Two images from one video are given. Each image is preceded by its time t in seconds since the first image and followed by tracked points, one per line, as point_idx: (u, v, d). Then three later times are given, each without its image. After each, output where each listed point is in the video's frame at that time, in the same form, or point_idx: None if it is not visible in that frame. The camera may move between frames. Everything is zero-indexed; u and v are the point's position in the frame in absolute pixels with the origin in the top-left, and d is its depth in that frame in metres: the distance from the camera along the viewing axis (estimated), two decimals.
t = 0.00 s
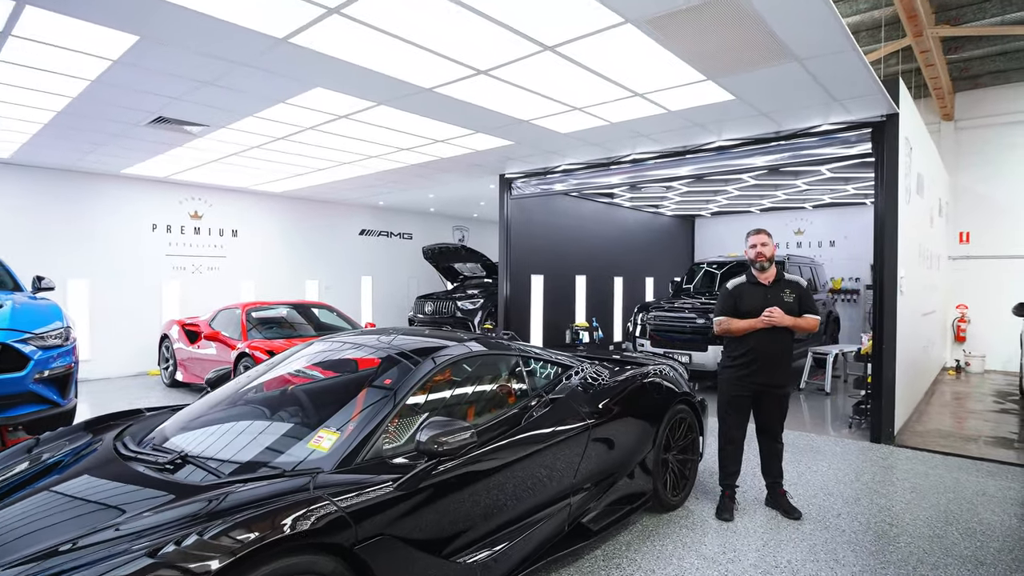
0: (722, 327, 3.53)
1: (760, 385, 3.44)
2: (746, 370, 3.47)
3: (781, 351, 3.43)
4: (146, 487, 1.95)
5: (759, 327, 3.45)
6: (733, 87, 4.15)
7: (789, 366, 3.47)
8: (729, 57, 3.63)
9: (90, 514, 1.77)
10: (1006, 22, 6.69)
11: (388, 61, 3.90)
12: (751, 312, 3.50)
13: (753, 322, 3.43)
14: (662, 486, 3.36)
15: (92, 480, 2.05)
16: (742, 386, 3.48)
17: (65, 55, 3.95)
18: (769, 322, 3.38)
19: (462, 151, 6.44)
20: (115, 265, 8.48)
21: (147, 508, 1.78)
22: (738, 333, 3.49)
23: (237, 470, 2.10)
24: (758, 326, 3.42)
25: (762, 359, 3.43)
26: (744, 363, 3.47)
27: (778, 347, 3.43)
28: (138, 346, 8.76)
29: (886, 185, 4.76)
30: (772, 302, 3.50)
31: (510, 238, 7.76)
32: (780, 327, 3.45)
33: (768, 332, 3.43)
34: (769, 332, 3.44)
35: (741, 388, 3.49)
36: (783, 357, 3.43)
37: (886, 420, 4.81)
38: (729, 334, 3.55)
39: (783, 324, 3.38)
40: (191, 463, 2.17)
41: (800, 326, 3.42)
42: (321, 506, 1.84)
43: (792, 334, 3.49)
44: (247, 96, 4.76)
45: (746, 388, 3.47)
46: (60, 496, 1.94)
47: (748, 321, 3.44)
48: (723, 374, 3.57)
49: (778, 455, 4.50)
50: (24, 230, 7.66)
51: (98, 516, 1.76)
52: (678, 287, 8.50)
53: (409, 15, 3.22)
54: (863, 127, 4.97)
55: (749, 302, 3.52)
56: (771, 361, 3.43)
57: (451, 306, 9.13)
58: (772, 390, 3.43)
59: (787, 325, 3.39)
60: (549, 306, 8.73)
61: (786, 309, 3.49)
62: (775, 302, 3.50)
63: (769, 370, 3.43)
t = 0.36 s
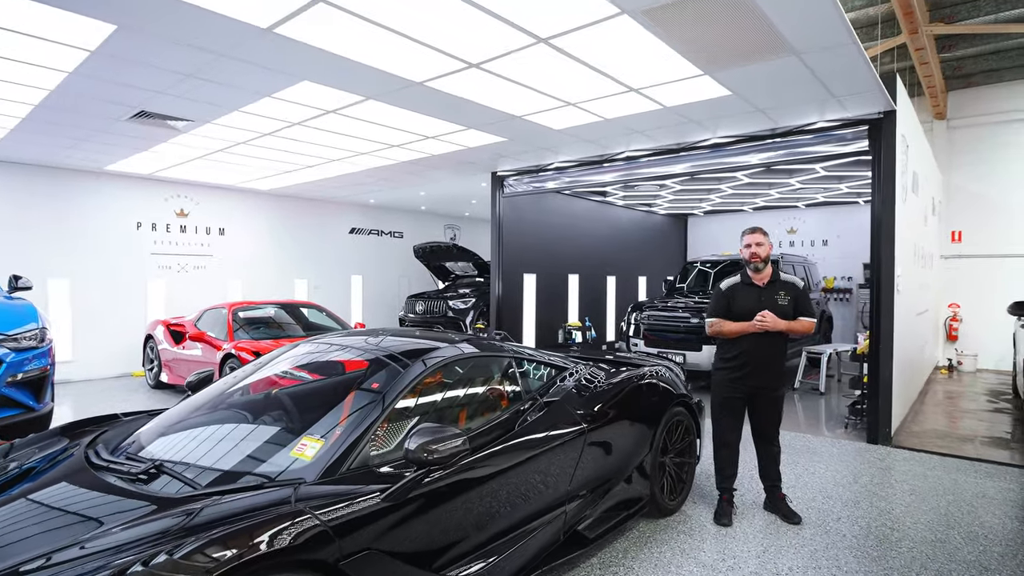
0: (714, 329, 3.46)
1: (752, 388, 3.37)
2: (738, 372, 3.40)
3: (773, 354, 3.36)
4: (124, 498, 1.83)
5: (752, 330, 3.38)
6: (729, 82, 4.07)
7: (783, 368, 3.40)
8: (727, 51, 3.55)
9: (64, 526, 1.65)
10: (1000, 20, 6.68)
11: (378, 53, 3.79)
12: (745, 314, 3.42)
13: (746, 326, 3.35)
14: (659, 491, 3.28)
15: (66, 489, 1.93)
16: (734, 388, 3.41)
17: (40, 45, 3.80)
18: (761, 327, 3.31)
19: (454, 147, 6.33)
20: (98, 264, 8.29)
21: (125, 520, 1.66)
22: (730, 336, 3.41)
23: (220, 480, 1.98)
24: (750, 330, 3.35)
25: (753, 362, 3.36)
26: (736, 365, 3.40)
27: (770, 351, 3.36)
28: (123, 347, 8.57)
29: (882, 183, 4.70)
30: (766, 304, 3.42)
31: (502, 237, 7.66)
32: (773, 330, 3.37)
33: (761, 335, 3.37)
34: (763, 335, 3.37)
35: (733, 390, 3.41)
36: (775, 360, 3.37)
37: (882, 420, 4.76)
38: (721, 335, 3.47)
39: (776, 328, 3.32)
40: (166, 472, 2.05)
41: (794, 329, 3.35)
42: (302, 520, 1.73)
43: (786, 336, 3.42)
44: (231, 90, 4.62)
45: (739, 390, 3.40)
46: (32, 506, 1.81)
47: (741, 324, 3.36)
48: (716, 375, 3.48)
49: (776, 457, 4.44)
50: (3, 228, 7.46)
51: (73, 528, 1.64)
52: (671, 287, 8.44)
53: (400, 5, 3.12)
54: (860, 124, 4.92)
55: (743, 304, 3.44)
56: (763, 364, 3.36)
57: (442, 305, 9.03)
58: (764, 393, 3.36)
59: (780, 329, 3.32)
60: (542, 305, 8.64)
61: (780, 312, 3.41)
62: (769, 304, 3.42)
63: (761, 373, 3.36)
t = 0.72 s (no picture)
0: (695, 325, 3.39)
1: (736, 389, 3.29)
2: (719, 372, 3.33)
3: (755, 353, 3.29)
4: (90, 511, 1.71)
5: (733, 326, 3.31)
6: (722, 77, 3.99)
7: (766, 367, 3.33)
8: (722, 44, 3.48)
9: (24, 543, 1.53)
10: (990, 18, 6.69)
11: (363, 45, 3.68)
12: (726, 311, 3.36)
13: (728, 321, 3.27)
14: (651, 497, 3.19)
15: (27, 501, 1.80)
16: (718, 389, 3.34)
17: (8, 33, 3.63)
18: (741, 320, 3.21)
19: (442, 144, 6.21)
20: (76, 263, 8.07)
21: (91, 536, 1.54)
22: (711, 332, 3.34)
23: (193, 491, 1.86)
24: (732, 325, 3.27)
25: (736, 361, 3.29)
26: (717, 364, 3.34)
27: (751, 349, 3.29)
28: (102, 348, 8.35)
29: (876, 180, 4.69)
30: (747, 301, 3.35)
31: (491, 235, 7.56)
32: (754, 328, 3.30)
33: (743, 332, 3.30)
34: (744, 332, 3.30)
35: (717, 391, 3.34)
36: (756, 359, 3.29)
37: (875, 420, 4.72)
38: (702, 333, 3.39)
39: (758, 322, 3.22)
40: (129, 484, 1.93)
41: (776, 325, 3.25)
42: (274, 538, 1.62)
43: (770, 334, 3.33)
44: (211, 82, 4.47)
45: (723, 391, 3.32)
46: None
47: (721, 320, 3.29)
48: (699, 377, 3.41)
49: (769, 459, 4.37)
50: None
51: (34, 544, 1.53)
52: (662, 285, 8.37)
53: None
54: (853, 121, 4.88)
55: (724, 301, 3.38)
56: (744, 363, 3.29)
57: (431, 305, 8.94)
58: (747, 393, 3.28)
59: (763, 323, 3.22)
60: (532, 305, 8.55)
61: (762, 309, 3.33)
62: (750, 301, 3.34)
63: (742, 372, 3.29)
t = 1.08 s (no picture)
0: (673, 322, 3.28)
1: (720, 392, 3.23)
2: (704, 374, 3.25)
3: (739, 353, 3.23)
4: (50, 528, 1.60)
5: (712, 324, 3.25)
6: (712, 73, 3.93)
7: (750, 368, 3.27)
8: (712, 40, 3.42)
9: None
10: (976, 19, 6.73)
11: (345, 38, 3.57)
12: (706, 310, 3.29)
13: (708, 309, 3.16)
14: (640, 503, 3.12)
15: None
16: (704, 394, 3.27)
17: None
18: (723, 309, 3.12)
19: (429, 141, 6.11)
20: (52, 262, 7.84)
21: (55, 553, 1.44)
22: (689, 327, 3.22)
23: (160, 505, 1.75)
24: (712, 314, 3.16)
25: (718, 362, 3.23)
26: (700, 366, 3.27)
27: (734, 349, 3.23)
28: (78, 350, 8.12)
29: (865, 180, 4.67)
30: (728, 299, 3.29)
31: (478, 234, 7.45)
32: (736, 326, 3.24)
33: (724, 331, 3.24)
34: (726, 331, 3.24)
35: (704, 394, 3.27)
36: (739, 359, 3.23)
37: (865, 420, 4.69)
38: (680, 329, 3.27)
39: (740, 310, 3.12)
40: (87, 499, 1.81)
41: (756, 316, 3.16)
42: (239, 557, 1.51)
43: (750, 332, 3.27)
44: (188, 75, 4.32)
45: (709, 394, 3.25)
46: None
47: (699, 311, 3.18)
48: (681, 379, 3.36)
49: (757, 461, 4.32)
50: None
51: None
52: (651, 285, 8.32)
53: None
54: (842, 120, 4.85)
55: (703, 300, 3.31)
56: (728, 364, 3.22)
57: (417, 305, 8.83)
58: (735, 395, 3.22)
59: (744, 312, 3.13)
60: (519, 304, 8.46)
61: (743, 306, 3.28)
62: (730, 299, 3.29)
63: (727, 374, 3.22)
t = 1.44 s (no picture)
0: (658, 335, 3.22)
1: (709, 395, 3.18)
2: (693, 378, 3.20)
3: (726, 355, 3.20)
4: None
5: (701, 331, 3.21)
6: (698, 71, 3.88)
7: (738, 369, 3.24)
8: (699, 38, 3.37)
9: None
10: (959, 20, 6.77)
11: (324, 32, 3.47)
12: (693, 315, 3.23)
13: (693, 334, 3.12)
14: (626, 508, 3.06)
15: None
16: (691, 396, 3.21)
17: None
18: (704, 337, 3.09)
19: (412, 139, 6.01)
20: (23, 262, 7.60)
21: None
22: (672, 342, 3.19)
23: (119, 523, 1.65)
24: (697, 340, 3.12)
25: (707, 366, 3.18)
26: (689, 370, 3.21)
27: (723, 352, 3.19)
28: (51, 352, 7.89)
29: (850, 180, 4.66)
30: (716, 302, 3.25)
31: (463, 234, 7.36)
32: (725, 330, 3.20)
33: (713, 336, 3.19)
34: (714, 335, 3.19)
35: (692, 398, 3.21)
36: (727, 361, 3.20)
37: (850, 421, 4.68)
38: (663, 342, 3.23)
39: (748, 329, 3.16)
40: (40, 518, 1.70)
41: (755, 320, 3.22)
42: None
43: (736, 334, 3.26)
44: (161, 70, 4.19)
45: (697, 397, 3.20)
46: None
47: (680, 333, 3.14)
48: (668, 384, 3.29)
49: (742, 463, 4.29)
50: None
51: None
52: (637, 285, 8.28)
53: None
54: (828, 120, 4.84)
55: (690, 306, 3.25)
56: (717, 366, 3.18)
57: (402, 305, 8.76)
58: (723, 398, 3.18)
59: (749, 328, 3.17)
60: (505, 305, 8.38)
61: (732, 309, 3.26)
62: (719, 302, 3.25)
63: (716, 377, 3.18)
